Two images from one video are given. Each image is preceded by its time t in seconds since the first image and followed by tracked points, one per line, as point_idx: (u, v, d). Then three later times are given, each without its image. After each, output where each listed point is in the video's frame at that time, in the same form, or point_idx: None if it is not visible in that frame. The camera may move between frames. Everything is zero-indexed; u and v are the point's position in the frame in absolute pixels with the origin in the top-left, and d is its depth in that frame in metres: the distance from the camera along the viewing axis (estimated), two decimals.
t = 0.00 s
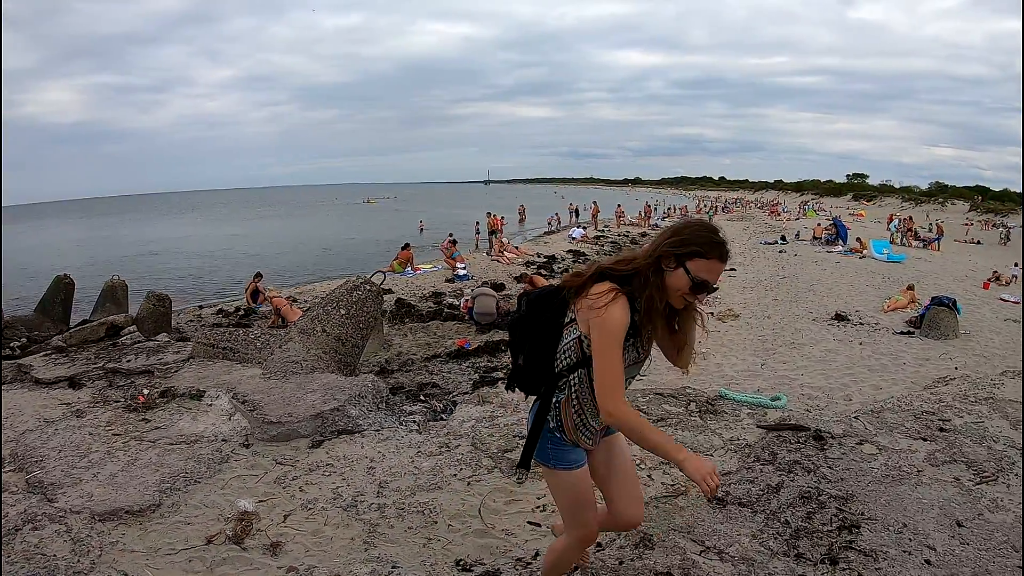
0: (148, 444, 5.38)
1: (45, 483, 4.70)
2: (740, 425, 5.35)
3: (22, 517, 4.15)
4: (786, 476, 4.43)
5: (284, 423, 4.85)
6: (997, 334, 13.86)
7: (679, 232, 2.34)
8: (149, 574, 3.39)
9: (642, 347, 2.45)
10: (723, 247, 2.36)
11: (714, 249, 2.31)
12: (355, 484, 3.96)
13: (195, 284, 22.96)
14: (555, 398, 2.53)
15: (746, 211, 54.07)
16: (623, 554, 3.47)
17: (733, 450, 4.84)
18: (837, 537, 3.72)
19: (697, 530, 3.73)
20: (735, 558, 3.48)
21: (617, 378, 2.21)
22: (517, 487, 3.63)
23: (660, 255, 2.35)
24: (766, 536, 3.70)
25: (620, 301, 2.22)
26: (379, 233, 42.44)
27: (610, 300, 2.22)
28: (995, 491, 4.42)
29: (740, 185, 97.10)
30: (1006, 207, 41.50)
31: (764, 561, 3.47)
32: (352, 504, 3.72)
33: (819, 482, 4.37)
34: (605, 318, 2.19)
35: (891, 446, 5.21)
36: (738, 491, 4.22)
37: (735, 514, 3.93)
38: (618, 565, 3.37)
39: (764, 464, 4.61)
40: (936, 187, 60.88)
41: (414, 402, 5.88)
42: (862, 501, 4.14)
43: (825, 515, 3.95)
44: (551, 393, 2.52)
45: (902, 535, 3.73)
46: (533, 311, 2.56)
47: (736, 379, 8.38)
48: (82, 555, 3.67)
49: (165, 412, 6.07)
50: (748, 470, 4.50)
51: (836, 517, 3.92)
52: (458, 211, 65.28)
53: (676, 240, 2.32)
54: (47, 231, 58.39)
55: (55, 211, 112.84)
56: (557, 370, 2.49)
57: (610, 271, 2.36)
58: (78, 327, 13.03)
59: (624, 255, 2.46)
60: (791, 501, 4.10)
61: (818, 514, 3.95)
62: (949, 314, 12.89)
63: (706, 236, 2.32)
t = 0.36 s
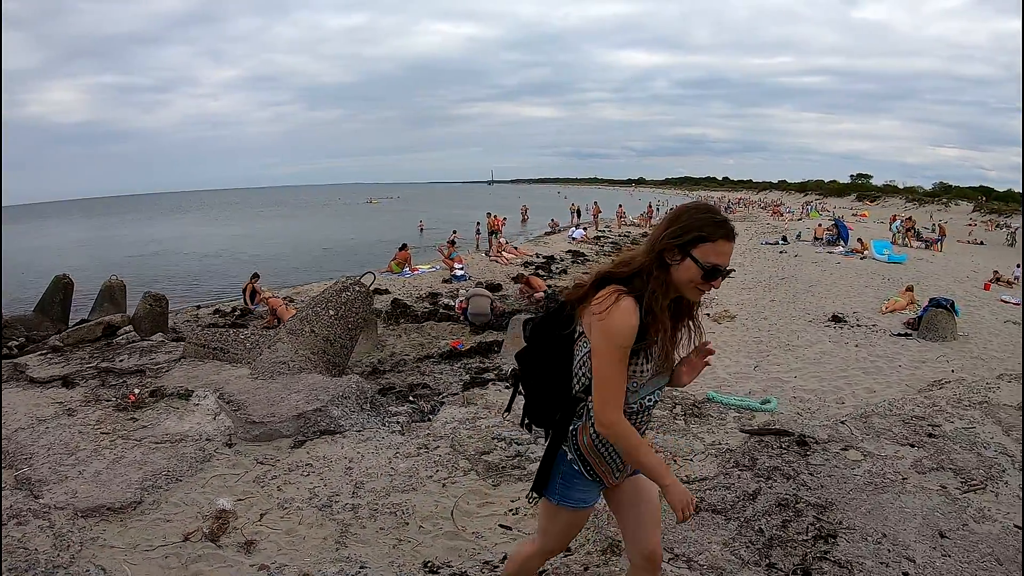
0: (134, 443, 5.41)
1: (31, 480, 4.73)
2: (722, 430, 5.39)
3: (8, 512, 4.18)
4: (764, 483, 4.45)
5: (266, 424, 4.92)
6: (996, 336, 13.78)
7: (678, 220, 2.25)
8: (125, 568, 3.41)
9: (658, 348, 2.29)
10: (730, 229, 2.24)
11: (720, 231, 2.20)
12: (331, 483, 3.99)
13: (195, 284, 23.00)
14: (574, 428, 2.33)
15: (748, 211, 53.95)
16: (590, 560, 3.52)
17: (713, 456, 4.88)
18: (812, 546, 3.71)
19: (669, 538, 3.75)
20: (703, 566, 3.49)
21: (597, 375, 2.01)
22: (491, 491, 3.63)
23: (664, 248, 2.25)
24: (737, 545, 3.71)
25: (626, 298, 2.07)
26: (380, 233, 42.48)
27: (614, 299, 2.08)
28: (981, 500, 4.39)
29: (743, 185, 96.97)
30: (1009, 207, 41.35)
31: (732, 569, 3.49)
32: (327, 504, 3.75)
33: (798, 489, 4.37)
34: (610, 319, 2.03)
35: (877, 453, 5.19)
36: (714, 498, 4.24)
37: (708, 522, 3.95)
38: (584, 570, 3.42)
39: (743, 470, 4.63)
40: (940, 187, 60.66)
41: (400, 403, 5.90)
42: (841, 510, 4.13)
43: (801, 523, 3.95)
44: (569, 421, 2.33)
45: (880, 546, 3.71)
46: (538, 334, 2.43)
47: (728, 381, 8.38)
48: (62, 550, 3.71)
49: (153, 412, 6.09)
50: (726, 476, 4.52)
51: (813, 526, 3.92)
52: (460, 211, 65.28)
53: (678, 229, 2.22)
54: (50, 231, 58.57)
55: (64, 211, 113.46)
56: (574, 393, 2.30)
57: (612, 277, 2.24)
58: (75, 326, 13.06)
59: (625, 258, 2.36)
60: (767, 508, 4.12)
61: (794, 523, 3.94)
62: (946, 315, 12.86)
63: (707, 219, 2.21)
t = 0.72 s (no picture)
0: (114, 436, 5.49)
1: (13, 470, 4.82)
2: (693, 429, 5.44)
3: None
4: (727, 484, 4.50)
5: (242, 418, 5.02)
6: (989, 336, 13.74)
7: (674, 198, 2.03)
8: (96, 555, 3.54)
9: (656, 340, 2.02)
10: (731, 208, 2.01)
11: (720, 210, 1.97)
12: (298, 476, 4.14)
13: (192, 284, 23.10)
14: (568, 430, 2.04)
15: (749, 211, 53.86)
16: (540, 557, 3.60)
17: (679, 456, 4.96)
18: (770, 549, 3.73)
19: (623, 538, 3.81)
20: (654, 567, 3.54)
21: (558, 361, 1.74)
22: (454, 486, 3.65)
23: (658, 228, 2.02)
24: (690, 546, 3.75)
25: (615, 276, 1.83)
26: (379, 233, 42.53)
27: (601, 277, 1.85)
28: (956, 505, 4.39)
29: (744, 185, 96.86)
30: (1010, 207, 41.21)
31: (681, 569, 3.53)
32: (292, 496, 3.90)
33: (762, 491, 4.41)
34: (595, 297, 1.79)
35: (852, 454, 5.20)
36: (675, 499, 4.30)
37: (665, 523, 4.00)
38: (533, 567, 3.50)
39: (708, 471, 4.68)
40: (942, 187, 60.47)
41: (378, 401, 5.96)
42: (803, 512, 4.16)
43: (761, 526, 3.98)
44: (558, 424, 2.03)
45: (841, 551, 3.72)
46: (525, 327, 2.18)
47: (714, 381, 8.39)
48: (39, 536, 3.81)
49: (136, 407, 6.16)
50: (690, 477, 4.59)
51: (773, 529, 3.94)
52: (460, 211, 65.28)
53: (674, 205, 2.00)
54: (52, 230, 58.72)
55: (66, 211, 113.82)
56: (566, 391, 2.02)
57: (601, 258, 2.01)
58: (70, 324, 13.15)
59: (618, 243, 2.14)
60: (727, 509, 4.16)
61: (753, 525, 3.98)
62: (939, 315, 12.84)
63: (705, 196, 2.00)
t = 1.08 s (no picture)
0: (94, 431, 5.51)
1: None
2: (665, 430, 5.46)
3: None
4: (690, 487, 4.51)
5: (217, 415, 5.01)
6: (983, 336, 13.71)
7: (673, 210, 1.68)
8: (67, 544, 3.58)
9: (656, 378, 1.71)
10: (743, 221, 1.66)
11: (727, 223, 1.63)
12: (267, 472, 4.19)
13: (189, 284, 23.10)
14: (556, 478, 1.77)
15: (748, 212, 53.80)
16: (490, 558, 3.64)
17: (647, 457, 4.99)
18: (728, 554, 3.74)
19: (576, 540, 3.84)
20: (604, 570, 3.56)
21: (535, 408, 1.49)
22: (417, 484, 3.65)
23: (654, 246, 1.69)
24: (645, 550, 3.77)
25: (602, 311, 1.52)
26: (378, 233, 42.52)
27: (586, 312, 1.53)
28: (931, 511, 4.37)
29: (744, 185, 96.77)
30: (1011, 207, 41.11)
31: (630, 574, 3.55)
32: (258, 491, 3.96)
33: (728, 494, 4.40)
34: (577, 337, 1.48)
35: (825, 457, 5.20)
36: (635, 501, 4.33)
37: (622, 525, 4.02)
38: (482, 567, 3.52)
39: (675, 473, 4.69)
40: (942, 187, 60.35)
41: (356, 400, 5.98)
42: (767, 517, 4.16)
43: (720, 530, 3.98)
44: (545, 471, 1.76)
45: (802, 557, 3.72)
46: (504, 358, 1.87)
47: (700, 381, 8.38)
48: (12, 526, 3.82)
49: (118, 404, 6.16)
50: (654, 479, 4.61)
51: (732, 533, 3.94)
52: (459, 211, 65.23)
53: (672, 220, 1.66)
54: (51, 230, 58.73)
55: (66, 211, 113.86)
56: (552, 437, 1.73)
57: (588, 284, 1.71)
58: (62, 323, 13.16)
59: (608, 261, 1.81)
60: (688, 513, 4.17)
61: (711, 529, 3.97)
62: (932, 315, 12.80)
63: (708, 207, 1.64)
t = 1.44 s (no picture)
0: (65, 429, 5.43)
1: None
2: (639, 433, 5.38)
3: None
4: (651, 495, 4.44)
5: (184, 413, 4.92)
6: (977, 337, 13.60)
7: (722, 189, 1.26)
8: (27, 539, 3.51)
9: (678, 417, 1.35)
10: (822, 212, 1.25)
11: (801, 216, 1.22)
12: (227, 470, 4.11)
13: (182, 284, 23.02)
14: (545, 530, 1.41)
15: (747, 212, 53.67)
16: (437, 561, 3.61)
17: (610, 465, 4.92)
18: (683, 567, 3.67)
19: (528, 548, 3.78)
20: None
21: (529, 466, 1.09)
22: (373, 486, 3.66)
23: (690, 240, 1.28)
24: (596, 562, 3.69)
25: (618, 331, 1.12)
26: (375, 232, 42.41)
27: (597, 331, 1.13)
28: (910, 524, 4.27)
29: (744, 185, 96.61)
30: (1012, 207, 40.94)
31: None
32: (216, 489, 3.88)
33: (689, 504, 4.33)
34: (588, 370, 1.08)
35: (798, 464, 5.12)
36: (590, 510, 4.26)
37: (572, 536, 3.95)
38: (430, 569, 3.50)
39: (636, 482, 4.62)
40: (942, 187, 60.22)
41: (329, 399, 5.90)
42: (730, 529, 4.07)
43: (677, 542, 3.90)
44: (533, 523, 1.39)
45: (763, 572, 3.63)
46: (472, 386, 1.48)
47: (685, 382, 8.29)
48: None
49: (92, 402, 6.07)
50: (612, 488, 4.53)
51: (688, 547, 3.85)
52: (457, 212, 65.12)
53: (721, 203, 1.24)
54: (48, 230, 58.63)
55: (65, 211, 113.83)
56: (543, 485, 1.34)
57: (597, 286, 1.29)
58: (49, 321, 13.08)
59: (624, 256, 1.40)
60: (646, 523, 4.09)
61: (670, 541, 3.90)
62: (925, 315, 12.70)
63: (777, 189, 1.22)
